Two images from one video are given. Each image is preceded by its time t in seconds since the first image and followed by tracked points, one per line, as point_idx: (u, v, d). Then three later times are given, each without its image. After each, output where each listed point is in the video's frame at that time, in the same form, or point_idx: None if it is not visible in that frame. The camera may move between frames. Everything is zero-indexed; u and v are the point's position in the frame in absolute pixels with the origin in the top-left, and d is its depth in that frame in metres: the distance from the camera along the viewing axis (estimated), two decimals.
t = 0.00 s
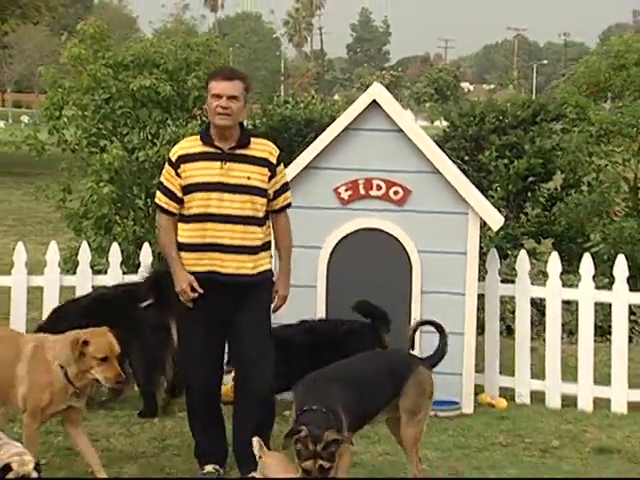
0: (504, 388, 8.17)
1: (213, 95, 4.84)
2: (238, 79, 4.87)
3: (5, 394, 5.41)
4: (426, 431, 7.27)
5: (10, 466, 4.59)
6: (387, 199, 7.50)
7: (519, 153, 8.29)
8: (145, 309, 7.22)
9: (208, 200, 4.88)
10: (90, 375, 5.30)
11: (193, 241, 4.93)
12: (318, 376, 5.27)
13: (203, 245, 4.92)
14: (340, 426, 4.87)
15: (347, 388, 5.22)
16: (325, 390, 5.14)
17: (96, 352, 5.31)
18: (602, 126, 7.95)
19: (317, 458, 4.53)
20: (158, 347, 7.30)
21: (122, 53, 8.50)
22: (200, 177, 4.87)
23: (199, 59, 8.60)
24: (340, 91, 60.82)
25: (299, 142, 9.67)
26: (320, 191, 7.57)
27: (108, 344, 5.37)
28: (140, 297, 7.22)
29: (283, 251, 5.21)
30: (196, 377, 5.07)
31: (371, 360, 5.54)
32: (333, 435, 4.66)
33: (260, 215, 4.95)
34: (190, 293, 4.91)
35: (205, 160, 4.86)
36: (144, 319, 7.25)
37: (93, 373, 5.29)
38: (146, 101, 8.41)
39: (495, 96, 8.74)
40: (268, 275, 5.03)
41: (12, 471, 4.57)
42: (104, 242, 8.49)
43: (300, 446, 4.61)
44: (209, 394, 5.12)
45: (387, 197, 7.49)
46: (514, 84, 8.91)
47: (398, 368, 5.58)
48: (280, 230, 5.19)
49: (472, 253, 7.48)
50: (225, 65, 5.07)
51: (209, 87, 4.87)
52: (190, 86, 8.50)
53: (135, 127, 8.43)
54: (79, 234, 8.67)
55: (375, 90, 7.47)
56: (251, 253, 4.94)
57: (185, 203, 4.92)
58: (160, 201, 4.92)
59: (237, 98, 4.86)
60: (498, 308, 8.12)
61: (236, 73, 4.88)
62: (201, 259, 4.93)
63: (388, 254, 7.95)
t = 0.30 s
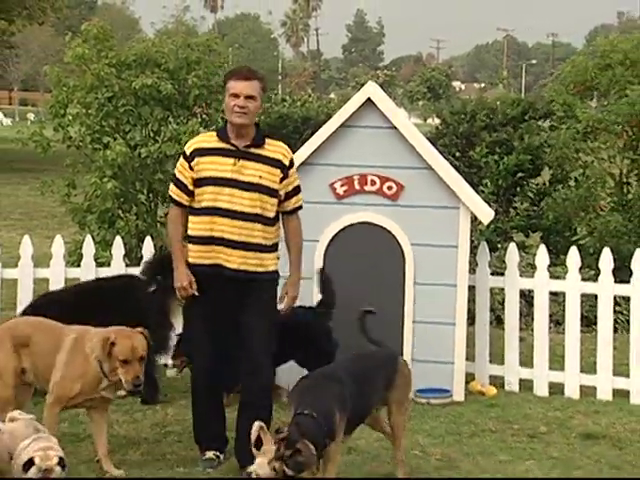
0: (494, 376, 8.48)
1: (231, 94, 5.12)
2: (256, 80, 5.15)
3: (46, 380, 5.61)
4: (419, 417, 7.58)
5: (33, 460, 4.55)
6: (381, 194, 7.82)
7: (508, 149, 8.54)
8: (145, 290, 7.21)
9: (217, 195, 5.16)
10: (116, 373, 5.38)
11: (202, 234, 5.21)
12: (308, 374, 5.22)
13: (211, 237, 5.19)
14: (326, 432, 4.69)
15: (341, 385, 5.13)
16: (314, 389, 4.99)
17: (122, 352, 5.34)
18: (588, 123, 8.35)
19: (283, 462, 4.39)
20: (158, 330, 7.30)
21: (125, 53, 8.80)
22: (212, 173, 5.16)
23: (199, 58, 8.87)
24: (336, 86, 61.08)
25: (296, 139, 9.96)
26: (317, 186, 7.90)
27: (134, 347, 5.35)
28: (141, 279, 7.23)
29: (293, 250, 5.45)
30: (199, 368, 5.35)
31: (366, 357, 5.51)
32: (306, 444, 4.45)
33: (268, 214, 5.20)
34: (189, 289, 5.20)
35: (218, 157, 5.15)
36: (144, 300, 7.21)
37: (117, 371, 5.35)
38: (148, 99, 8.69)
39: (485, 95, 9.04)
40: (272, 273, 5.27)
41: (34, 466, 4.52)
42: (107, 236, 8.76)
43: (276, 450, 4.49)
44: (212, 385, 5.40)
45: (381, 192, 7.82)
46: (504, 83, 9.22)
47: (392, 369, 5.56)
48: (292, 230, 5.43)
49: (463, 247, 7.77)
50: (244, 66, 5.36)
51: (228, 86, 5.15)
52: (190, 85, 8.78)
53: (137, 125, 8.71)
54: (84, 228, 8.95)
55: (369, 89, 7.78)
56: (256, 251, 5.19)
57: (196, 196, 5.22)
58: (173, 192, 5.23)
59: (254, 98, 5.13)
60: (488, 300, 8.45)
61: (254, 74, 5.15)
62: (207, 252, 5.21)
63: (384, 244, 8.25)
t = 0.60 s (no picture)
0: (484, 366, 8.78)
1: (248, 92, 5.35)
2: (272, 79, 5.37)
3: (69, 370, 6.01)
4: (413, 405, 7.88)
5: (56, 458, 4.85)
6: (376, 190, 8.12)
7: (499, 146, 8.88)
8: (118, 283, 7.50)
9: (227, 190, 5.43)
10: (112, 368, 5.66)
11: (210, 227, 5.48)
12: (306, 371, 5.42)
13: (217, 231, 5.46)
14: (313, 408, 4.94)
15: (333, 377, 5.23)
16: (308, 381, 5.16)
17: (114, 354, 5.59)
18: (576, 122, 8.68)
19: (261, 426, 4.73)
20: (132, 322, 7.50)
21: (127, 52, 9.07)
22: (223, 169, 5.43)
23: (200, 59, 9.14)
24: (333, 82, 61.42)
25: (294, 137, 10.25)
26: (315, 180, 8.21)
27: (125, 351, 5.59)
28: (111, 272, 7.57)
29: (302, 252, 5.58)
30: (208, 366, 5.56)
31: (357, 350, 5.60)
32: (285, 409, 4.75)
33: (276, 212, 5.45)
34: (183, 281, 5.60)
35: (231, 154, 5.42)
36: (118, 293, 7.48)
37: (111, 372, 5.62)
38: (150, 98, 8.95)
39: (476, 94, 9.33)
40: (277, 269, 5.52)
41: (58, 464, 4.83)
42: (111, 230, 9.03)
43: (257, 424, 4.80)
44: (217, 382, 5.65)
45: (376, 188, 8.12)
46: (496, 82, 9.51)
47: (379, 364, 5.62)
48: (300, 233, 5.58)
49: (455, 241, 8.10)
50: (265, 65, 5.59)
51: (245, 84, 5.39)
52: (191, 84, 9.07)
53: (140, 123, 8.99)
54: (88, 222, 9.23)
55: (365, 88, 8.06)
56: (261, 247, 5.45)
57: (208, 190, 5.50)
58: (185, 184, 5.51)
59: (270, 96, 5.37)
60: (479, 292, 8.76)
61: (271, 74, 5.38)
62: (213, 245, 5.47)
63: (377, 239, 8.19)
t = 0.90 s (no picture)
0: (478, 355, 9.08)
1: (248, 90, 5.47)
2: (272, 78, 5.49)
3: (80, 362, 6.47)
4: (409, 393, 8.17)
5: (83, 444, 5.06)
6: (373, 184, 8.41)
7: (492, 142, 9.20)
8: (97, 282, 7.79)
9: (230, 188, 5.57)
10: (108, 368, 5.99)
11: (214, 224, 5.61)
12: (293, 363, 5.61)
13: (221, 228, 5.59)
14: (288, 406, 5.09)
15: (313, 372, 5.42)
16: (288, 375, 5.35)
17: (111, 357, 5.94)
18: (567, 118, 8.96)
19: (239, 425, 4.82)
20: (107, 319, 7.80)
21: (132, 51, 9.36)
22: (226, 167, 5.57)
23: (202, 57, 9.44)
24: (331, 78, 61.69)
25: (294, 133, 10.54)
26: (314, 176, 8.50)
27: (124, 354, 5.93)
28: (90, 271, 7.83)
29: (297, 246, 5.69)
30: (217, 364, 5.67)
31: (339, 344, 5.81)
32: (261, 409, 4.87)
33: (278, 208, 5.58)
34: (188, 280, 5.78)
35: (233, 152, 5.56)
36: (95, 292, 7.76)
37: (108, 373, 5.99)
38: (154, 95, 9.24)
39: (470, 92, 9.62)
40: (279, 264, 5.64)
41: (85, 448, 5.04)
42: (117, 225, 9.25)
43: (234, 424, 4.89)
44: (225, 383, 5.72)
45: (373, 182, 8.41)
46: (489, 80, 9.81)
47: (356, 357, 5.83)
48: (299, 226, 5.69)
49: (450, 234, 8.39)
50: (266, 65, 5.72)
51: (245, 82, 5.51)
52: (194, 82, 9.36)
53: (144, 120, 9.27)
54: (94, 216, 9.50)
55: (362, 86, 8.34)
56: (264, 242, 5.58)
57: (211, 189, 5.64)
58: (189, 184, 5.68)
59: (269, 94, 5.49)
60: (473, 283, 9.05)
61: (270, 72, 5.50)
62: (216, 242, 5.60)
63: (375, 231, 8.49)
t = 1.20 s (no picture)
0: (473, 346, 9.38)
1: (237, 92, 5.48)
2: (260, 78, 5.48)
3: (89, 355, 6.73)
4: (407, 383, 8.46)
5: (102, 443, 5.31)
6: (372, 180, 8.70)
7: (487, 139, 9.49)
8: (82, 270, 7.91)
9: (229, 191, 5.59)
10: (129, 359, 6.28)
11: (217, 229, 5.65)
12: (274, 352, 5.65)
13: (225, 232, 5.62)
14: (243, 404, 5.18)
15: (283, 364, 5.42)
16: (253, 367, 5.37)
17: (139, 348, 6.20)
18: (559, 117, 9.25)
19: (189, 427, 5.05)
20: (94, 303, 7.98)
21: (139, 52, 9.65)
22: (222, 170, 5.58)
23: (206, 57, 9.75)
24: (332, 75, 62.00)
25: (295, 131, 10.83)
26: (314, 173, 8.79)
27: (153, 344, 6.21)
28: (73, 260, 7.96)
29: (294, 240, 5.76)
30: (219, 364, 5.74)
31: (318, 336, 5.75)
32: (208, 411, 5.05)
33: (278, 206, 5.63)
34: (188, 289, 5.91)
35: (227, 155, 5.57)
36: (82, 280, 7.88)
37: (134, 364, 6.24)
38: (159, 95, 9.54)
39: (466, 91, 9.91)
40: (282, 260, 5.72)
41: (104, 447, 5.30)
42: (123, 219, 9.56)
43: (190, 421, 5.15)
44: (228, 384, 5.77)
45: (372, 179, 8.70)
46: (484, 79, 10.10)
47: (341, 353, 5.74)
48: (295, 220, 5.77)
49: (446, 228, 8.69)
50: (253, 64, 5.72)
51: (234, 84, 5.51)
52: (198, 82, 9.65)
53: (149, 118, 9.56)
54: (102, 212, 9.81)
55: (361, 85, 8.64)
56: (268, 241, 5.65)
57: (210, 194, 5.65)
58: (186, 191, 5.68)
59: (259, 95, 5.48)
60: (469, 277, 9.34)
61: (258, 73, 5.50)
62: (222, 247, 5.64)
63: (372, 225, 8.78)
